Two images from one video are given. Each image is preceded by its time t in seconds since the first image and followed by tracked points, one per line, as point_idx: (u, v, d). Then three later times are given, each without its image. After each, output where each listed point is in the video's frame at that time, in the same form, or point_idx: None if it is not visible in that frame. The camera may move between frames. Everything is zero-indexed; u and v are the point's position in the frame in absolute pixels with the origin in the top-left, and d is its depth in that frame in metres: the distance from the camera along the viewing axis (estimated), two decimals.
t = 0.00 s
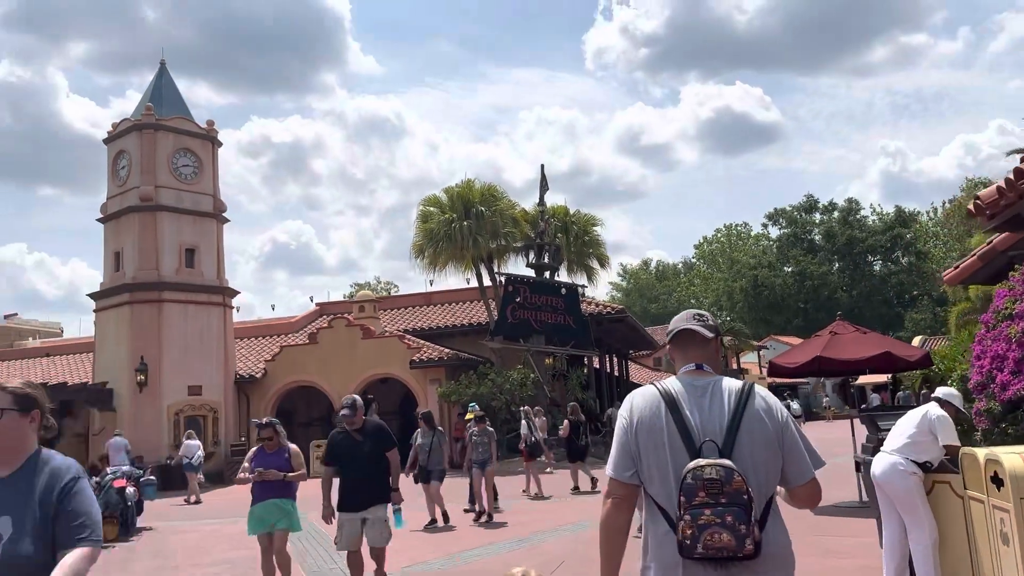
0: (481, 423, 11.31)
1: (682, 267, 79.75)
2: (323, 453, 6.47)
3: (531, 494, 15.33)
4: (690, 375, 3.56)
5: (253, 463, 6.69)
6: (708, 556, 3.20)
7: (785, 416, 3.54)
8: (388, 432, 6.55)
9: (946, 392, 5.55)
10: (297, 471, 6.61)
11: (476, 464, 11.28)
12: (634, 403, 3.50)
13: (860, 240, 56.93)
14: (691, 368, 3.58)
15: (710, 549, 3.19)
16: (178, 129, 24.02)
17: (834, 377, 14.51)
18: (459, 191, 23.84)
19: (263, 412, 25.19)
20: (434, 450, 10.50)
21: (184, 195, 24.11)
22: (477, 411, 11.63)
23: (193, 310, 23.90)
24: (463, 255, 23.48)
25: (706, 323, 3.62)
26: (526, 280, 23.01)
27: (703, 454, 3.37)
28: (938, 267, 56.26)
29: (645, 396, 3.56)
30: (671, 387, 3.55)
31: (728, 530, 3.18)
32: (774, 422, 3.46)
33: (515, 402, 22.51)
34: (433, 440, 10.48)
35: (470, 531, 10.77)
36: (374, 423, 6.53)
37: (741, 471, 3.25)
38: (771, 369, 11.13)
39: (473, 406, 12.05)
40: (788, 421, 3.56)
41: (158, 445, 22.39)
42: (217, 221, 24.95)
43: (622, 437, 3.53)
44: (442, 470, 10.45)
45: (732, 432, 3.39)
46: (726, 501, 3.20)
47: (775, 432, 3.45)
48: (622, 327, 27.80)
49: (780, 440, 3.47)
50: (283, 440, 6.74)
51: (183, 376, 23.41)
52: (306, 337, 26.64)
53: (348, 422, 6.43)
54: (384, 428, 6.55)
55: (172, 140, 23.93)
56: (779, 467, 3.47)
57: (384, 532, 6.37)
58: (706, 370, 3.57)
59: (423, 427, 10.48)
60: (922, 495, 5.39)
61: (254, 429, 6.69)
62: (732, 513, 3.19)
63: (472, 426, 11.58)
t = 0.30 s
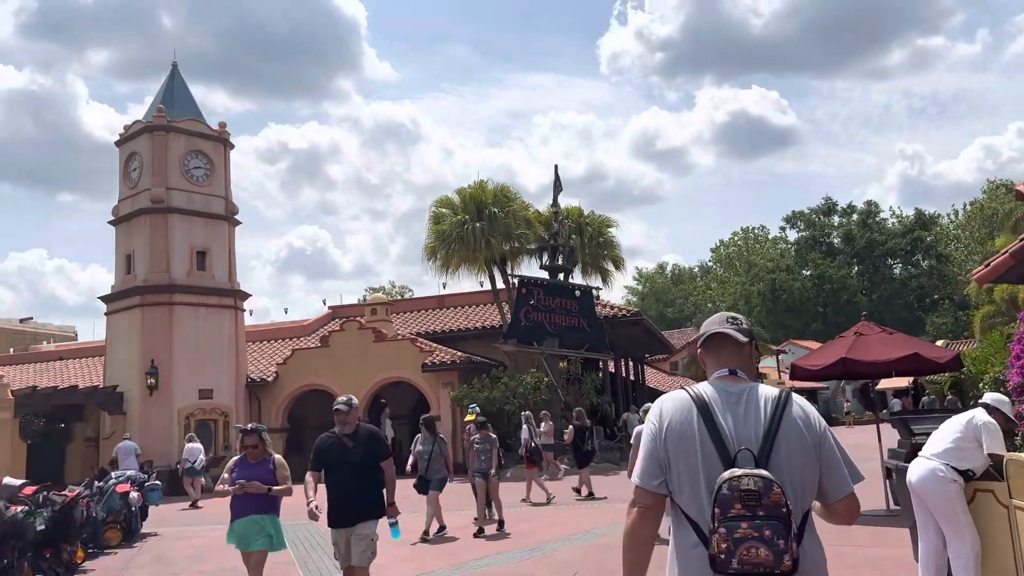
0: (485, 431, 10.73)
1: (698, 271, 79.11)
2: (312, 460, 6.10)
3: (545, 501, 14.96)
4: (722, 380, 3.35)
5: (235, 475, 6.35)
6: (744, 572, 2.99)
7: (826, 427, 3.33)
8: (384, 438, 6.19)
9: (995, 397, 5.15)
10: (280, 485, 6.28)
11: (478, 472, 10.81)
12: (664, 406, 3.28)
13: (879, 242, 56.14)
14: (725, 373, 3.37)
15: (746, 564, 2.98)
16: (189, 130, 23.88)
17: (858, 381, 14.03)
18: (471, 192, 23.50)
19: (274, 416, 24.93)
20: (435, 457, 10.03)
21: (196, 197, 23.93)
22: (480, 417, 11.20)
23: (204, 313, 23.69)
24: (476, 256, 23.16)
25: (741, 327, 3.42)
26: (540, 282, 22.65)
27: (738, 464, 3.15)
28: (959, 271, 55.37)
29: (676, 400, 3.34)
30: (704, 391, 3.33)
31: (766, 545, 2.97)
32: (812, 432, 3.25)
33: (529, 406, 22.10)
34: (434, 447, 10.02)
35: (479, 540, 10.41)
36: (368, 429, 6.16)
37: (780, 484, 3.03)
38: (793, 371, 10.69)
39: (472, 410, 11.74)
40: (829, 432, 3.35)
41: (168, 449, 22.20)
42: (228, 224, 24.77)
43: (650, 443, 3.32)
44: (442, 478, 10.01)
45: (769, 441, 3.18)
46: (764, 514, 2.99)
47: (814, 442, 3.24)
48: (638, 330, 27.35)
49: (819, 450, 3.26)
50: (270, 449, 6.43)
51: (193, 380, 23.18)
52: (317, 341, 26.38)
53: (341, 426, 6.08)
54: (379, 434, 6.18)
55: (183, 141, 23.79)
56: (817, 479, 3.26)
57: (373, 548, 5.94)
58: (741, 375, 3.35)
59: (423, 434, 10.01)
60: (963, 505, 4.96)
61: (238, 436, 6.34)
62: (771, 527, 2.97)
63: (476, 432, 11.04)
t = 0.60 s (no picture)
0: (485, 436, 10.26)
1: (713, 277, 78.39)
2: (295, 467, 5.68)
3: (558, 511, 14.62)
4: (768, 382, 3.39)
5: (209, 483, 6.02)
6: None
7: (873, 437, 3.38)
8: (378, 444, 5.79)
9: None
10: (259, 493, 5.94)
11: (479, 482, 10.38)
12: (708, 408, 3.32)
13: (897, 247, 55.39)
14: (771, 376, 3.41)
15: None
16: (200, 135, 23.79)
17: (880, 388, 13.61)
18: (483, 196, 23.21)
19: (285, 422, 24.68)
20: (432, 466, 9.69)
21: (206, 202, 23.79)
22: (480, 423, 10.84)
23: (215, 318, 23.52)
24: (488, 261, 22.86)
25: (789, 329, 3.45)
26: (553, 286, 22.33)
27: (783, 472, 3.19)
28: (978, 276, 54.52)
29: (720, 402, 3.38)
30: (749, 394, 3.37)
31: (811, 559, 2.97)
32: (860, 442, 3.30)
33: (543, 413, 21.73)
34: (433, 455, 9.67)
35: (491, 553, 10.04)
36: (359, 433, 5.76)
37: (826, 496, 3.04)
38: (815, 378, 10.32)
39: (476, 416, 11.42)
40: (876, 442, 3.40)
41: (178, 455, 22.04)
42: (240, 228, 24.63)
43: (692, 445, 3.34)
44: (440, 488, 9.67)
45: (816, 451, 3.23)
46: (808, 526, 3.00)
47: (861, 452, 3.29)
48: (652, 335, 26.93)
49: (865, 462, 3.32)
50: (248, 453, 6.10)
51: (204, 385, 23.02)
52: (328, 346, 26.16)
53: (330, 430, 5.68)
54: (372, 439, 5.77)
55: (194, 145, 23.69)
56: (862, 490, 3.32)
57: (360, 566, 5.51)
58: (787, 379, 3.40)
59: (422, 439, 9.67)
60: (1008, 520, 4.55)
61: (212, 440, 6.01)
62: (816, 540, 2.99)
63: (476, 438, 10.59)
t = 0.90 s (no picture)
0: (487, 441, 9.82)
1: (722, 280, 77.87)
2: (265, 485, 5.36)
3: (567, 517, 14.31)
4: (806, 391, 3.32)
5: (161, 499, 5.48)
6: None
7: (919, 445, 3.27)
8: (351, 457, 5.36)
9: None
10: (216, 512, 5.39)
11: (479, 494, 9.84)
12: (744, 421, 3.24)
13: (908, 250, 54.85)
14: (808, 386, 3.34)
15: None
16: (206, 135, 23.60)
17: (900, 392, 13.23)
18: (491, 197, 22.86)
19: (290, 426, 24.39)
20: (427, 473, 9.06)
21: (212, 203, 23.59)
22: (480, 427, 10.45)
23: (220, 321, 23.27)
24: (497, 263, 22.53)
25: (825, 337, 3.39)
26: (561, 288, 21.99)
27: (827, 484, 3.10)
28: (991, 280, 53.91)
29: (758, 414, 3.30)
30: (788, 406, 3.29)
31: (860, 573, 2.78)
32: (904, 450, 3.21)
33: (552, 417, 21.37)
34: (427, 462, 9.03)
35: (497, 564, 9.68)
36: (330, 447, 5.34)
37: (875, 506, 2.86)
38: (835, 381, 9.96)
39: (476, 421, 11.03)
40: (922, 450, 3.30)
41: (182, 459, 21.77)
42: (246, 230, 24.40)
43: (731, 459, 3.25)
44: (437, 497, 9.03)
45: (860, 461, 3.13)
46: (857, 539, 2.81)
47: (907, 461, 3.19)
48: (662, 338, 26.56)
49: (913, 471, 3.22)
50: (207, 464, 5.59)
51: (208, 388, 22.77)
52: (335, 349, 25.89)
53: (299, 444, 5.32)
54: (345, 452, 5.35)
55: (199, 146, 23.48)
56: (909, 500, 3.21)
57: None
58: (826, 388, 3.32)
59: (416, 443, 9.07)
60: None
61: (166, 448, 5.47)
62: (865, 553, 2.79)
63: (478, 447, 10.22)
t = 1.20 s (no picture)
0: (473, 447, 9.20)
1: (723, 285, 77.64)
2: (197, 496, 4.79)
3: (565, 527, 13.94)
4: (816, 400, 2.96)
5: (92, 512, 4.96)
6: None
7: (935, 452, 2.93)
8: (297, 461, 4.78)
9: None
10: (157, 527, 4.88)
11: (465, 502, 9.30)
12: (749, 432, 2.90)
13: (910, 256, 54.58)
14: (818, 394, 2.98)
15: None
16: (200, 136, 23.27)
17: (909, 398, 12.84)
18: (490, 199, 22.52)
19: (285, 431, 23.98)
20: (408, 482, 8.33)
21: (206, 205, 23.26)
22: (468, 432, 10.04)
23: (214, 324, 22.93)
24: (495, 266, 22.19)
25: (835, 340, 3.03)
26: (560, 292, 21.64)
27: (842, 499, 2.76)
28: (994, 286, 53.60)
29: (764, 424, 2.95)
30: (796, 415, 2.94)
31: None
32: (923, 459, 2.86)
33: (551, 423, 20.98)
34: (408, 471, 8.29)
35: None
36: (271, 450, 4.77)
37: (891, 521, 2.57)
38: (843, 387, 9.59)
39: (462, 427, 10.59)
40: (941, 457, 2.95)
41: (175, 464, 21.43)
42: (240, 232, 24.06)
43: (738, 475, 2.91)
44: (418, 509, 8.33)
45: (876, 472, 2.80)
46: (873, 558, 2.52)
47: (925, 471, 2.85)
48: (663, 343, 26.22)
49: (932, 482, 2.87)
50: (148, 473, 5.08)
51: (202, 393, 22.41)
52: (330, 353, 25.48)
53: (236, 448, 4.74)
54: (290, 456, 4.77)
55: (194, 146, 23.17)
56: (928, 513, 2.87)
57: None
58: (837, 396, 2.97)
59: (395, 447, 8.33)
60: None
61: (101, 455, 4.92)
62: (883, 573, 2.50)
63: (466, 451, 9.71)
